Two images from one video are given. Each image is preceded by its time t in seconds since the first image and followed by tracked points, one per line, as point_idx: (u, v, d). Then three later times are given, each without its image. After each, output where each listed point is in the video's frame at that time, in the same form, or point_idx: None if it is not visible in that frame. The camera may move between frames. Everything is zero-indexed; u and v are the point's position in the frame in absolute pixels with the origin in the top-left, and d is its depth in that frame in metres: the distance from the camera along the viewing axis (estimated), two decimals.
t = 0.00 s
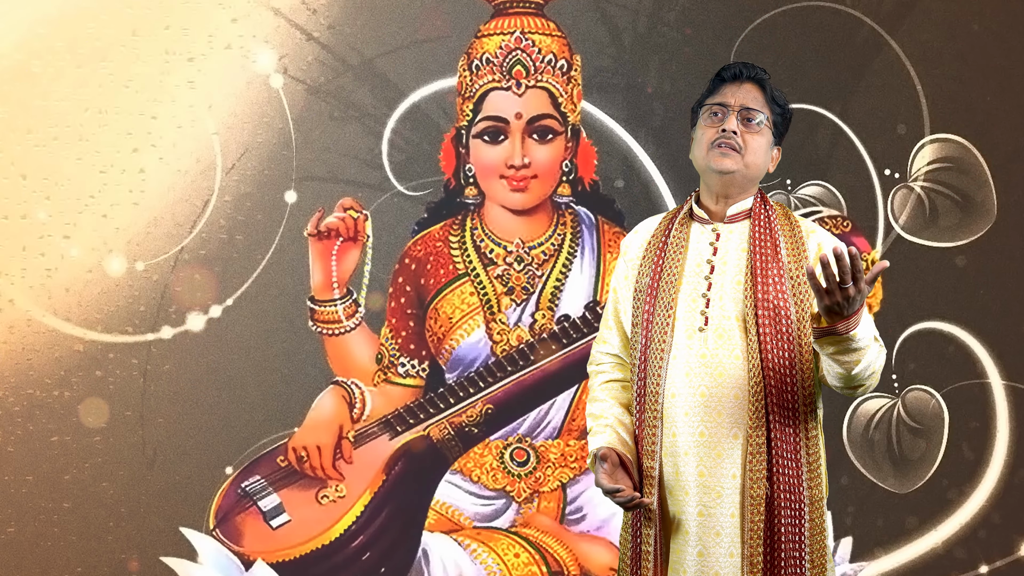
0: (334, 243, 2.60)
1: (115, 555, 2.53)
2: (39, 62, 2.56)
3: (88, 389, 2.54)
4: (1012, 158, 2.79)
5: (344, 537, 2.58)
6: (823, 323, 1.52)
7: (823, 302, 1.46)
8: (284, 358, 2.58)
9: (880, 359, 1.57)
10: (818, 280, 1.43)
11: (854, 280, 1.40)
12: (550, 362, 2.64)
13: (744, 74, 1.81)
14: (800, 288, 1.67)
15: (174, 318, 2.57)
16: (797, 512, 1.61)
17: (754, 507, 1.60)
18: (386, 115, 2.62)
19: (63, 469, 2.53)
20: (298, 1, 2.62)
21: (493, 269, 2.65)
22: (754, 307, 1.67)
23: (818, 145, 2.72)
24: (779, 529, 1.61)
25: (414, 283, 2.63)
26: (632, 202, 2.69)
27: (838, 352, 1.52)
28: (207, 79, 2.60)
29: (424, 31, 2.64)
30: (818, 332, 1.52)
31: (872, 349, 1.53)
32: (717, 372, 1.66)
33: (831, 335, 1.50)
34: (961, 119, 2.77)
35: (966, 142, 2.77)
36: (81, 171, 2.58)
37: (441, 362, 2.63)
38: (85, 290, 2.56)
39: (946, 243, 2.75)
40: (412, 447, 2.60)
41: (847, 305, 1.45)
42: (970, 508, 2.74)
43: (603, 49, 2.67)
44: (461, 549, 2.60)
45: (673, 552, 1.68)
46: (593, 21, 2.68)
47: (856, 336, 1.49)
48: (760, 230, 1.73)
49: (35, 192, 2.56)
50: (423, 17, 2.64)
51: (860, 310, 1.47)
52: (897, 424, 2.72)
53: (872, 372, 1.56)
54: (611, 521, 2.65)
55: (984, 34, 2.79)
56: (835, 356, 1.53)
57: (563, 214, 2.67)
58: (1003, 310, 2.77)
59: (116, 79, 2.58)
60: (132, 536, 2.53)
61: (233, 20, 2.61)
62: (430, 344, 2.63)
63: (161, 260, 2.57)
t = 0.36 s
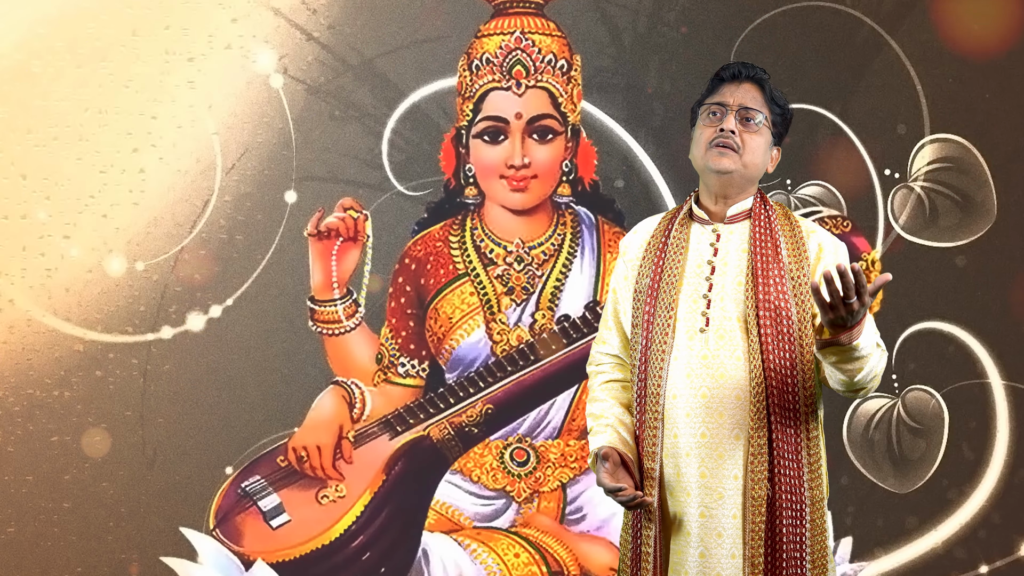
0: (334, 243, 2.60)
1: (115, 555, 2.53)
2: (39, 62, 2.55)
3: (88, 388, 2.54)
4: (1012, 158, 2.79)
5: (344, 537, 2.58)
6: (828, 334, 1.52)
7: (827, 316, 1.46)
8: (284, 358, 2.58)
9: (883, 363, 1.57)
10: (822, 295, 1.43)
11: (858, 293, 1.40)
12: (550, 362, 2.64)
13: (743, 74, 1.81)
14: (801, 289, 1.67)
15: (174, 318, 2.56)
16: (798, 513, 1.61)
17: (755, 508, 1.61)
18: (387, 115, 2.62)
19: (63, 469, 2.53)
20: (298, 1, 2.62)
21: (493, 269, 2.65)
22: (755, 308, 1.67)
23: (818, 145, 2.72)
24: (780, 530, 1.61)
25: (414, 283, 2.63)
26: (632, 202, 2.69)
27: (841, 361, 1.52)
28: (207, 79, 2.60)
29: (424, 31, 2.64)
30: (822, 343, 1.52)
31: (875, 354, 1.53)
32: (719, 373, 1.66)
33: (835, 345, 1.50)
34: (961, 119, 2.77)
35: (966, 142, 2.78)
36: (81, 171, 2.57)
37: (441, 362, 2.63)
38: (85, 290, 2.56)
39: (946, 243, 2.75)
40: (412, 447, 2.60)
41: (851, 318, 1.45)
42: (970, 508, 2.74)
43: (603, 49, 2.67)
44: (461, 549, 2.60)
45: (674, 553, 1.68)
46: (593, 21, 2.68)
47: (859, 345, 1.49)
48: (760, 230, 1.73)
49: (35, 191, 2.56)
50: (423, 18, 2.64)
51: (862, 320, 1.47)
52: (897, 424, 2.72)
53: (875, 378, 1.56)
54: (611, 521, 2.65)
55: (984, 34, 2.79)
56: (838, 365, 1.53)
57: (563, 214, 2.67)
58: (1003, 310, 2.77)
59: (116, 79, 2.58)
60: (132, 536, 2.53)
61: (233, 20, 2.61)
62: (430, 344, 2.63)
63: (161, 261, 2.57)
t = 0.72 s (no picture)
0: (334, 243, 2.60)
1: (115, 555, 2.53)
2: (39, 62, 2.56)
3: (88, 388, 2.54)
4: (1012, 158, 2.79)
5: (344, 537, 2.58)
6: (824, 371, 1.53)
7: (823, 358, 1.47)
8: (284, 358, 2.58)
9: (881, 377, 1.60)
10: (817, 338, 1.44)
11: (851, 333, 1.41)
12: (550, 362, 2.64)
13: (740, 75, 1.79)
14: (804, 292, 1.69)
15: (174, 318, 2.57)
16: (803, 515, 1.62)
17: (762, 510, 1.62)
18: (386, 115, 2.62)
19: (63, 469, 2.53)
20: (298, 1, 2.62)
21: (493, 269, 2.65)
22: (760, 311, 1.67)
23: (818, 145, 2.72)
24: (787, 531, 1.62)
25: (414, 283, 2.63)
26: (632, 202, 2.69)
27: (839, 392, 1.54)
28: (207, 79, 2.60)
29: (424, 31, 2.64)
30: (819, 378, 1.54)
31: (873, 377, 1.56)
32: (724, 376, 1.66)
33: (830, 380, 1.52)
34: (961, 119, 2.77)
35: (966, 142, 2.78)
36: (81, 171, 2.57)
37: (441, 362, 2.63)
38: (85, 290, 2.56)
39: (946, 243, 2.75)
40: (412, 447, 2.60)
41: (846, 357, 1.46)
42: (970, 508, 2.74)
43: (603, 49, 2.67)
44: (461, 549, 2.60)
45: (679, 556, 1.68)
46: (593, 21, 2.68)
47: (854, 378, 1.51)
48: (763, 232, 1.73)
49: (35, 192, 2.56)
50: (423, 17, 2.64)
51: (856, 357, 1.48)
52: (897, 424, 2.72)
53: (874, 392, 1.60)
54: (611, 521, 2.65)
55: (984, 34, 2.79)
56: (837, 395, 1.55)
57: (563, 214, 2.67)
58: (1003, 310, 2.77)
59: (117, 79, 2.58)
60: (132, 536, 2.53)
61: (233, 19, 2.61)
62: (430, 344, 2.63)
63: (161, 260, 2.57)
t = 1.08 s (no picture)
0: (334, 243, 2.60)
1: (115, 555, 2.53)
2: (39, 62, 2.55)
3: (88, 388, 2.54)
4: (1012, 158, 2.79)
5: (344, 537, 2.58)
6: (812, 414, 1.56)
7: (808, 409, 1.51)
8: (284, 358, 2.58)
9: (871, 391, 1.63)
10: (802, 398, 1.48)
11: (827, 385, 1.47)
12: (550, 362, 2.64)
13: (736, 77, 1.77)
14: (808, 295, 1.70)
15: (174, 318, 2.57)
16: (809, 516, 1.63)
17: (768, 511, 1.62)
18: (386, 115, 2.62)
19: (63, 469, 2.53)
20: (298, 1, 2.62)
21: (493, 269, 2.65)
22: (765, 312, 1.68)
23: (818, 145, 2.72)
24: (793, 532, 1.63)
25: (414, 283, 2.63)
26: (632, 202, 2.69)
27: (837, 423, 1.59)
28: (207, 79, 2.60)
29: (424, 31, 2.64)
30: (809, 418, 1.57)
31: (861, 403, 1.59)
32: (730, 378, 1.66)
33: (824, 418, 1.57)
34: (961, 119, 2.77)
35: (966, 142, 2.78)
36: (81, 172, 2.57)
37: (441, 362, 2.63)
38: (85, 290, 2.56)
39: (946, 243, 2.76)
40: (412, 447, 2.60)
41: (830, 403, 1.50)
42: (970, 508, 2.74)
43: (603, 49, 2.67)
44: (461, 549, 2.60)
45: (684, 557, 1.68)
46: (593, 21, 2.68)
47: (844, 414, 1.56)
48: (767, 234, 1.74)
49: (35, 192, 2.56)
50: (423, 17, 2.64)
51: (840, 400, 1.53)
52: (897, 424, 2.72)
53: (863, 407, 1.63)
54: (611, 521, 2.65)
55: (984, 34, 2.79)
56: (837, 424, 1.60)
57: (563, 214, 2.67)
58: (1003, 310, 2.77)
59: (117, 79, 2.58)
60: (132, 536, 2.53)
61: (233, 20, 2.61)
62: (430, 344, 2.63)
63: (161, 260, 2.57)
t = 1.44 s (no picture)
0: (334, 243, 2.60)
1: (115, 555, 2.53)
2: (39, 62, 2.56)
3: (87, 388, 2.54)
4: (1012, 158, 2.79)
5: (344, 537, 2.58)
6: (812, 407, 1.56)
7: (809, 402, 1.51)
8: (284, 358, 2.58)
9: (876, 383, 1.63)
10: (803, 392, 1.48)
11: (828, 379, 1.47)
12: (550, 362, 2.64)
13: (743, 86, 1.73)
14: (811, 293, 1.71)
15: (174, 318, 2.57)
16: (814, 514, 1.64)
17: (775, 508, 1.63)
18: (386, 115, 2.62)
19: (63, 469, 2.53)
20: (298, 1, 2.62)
21: (493, 269, 2.65)
22: (769, 311, 1.68)
23: (818, 145, 2.72)
24: (800, 529, 1.64)
25: (414, 283, 2.63)
26: (632, 202, 2.69)
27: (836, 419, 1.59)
28: (207, 79, 2.60)
29: (424, 31, 2.64)
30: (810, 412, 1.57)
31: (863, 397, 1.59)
32: (735, 376, 1.66)
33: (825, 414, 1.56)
34: (961, 119, 2.77)
35: (966, 142, 2.78)
36: (81, 172, 2.57)
37: (441, 362, 2.63)
38: (85, 290, 2.56)
39: (946, 243, 2.76)
40: (412, 447, 2.60)
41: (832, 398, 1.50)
42: (970, 508, 2.74)
43: (603, 49, 2.67)
44: (461, 549, 2.60)
45: (691, 556, 1.68)
46: (593, 21, 2.68)
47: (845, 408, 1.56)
48: (769, 234, 1.75)
49: (35, 192, 2.56)
50: (423, 17, 2.64)
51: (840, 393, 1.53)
52: (897, 424, 2.72)
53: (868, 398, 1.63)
54: (611, 521, 2.65)
55: (984, 34, 2.79)
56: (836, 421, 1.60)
57: (563, 214, 2.67)
58: (1003, 310, 2.77)
59: (117, 79, 2.58)
60: (132, 536, 2.53)
61: (233, 19, 2.61)
62: (430, 344, 2.63)
63: (161, 260, 2.57)
